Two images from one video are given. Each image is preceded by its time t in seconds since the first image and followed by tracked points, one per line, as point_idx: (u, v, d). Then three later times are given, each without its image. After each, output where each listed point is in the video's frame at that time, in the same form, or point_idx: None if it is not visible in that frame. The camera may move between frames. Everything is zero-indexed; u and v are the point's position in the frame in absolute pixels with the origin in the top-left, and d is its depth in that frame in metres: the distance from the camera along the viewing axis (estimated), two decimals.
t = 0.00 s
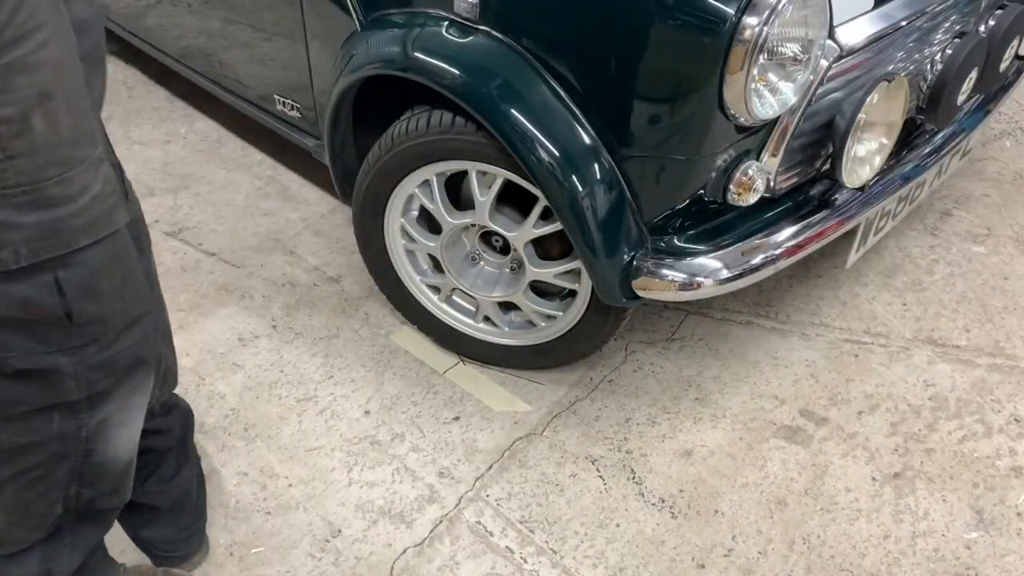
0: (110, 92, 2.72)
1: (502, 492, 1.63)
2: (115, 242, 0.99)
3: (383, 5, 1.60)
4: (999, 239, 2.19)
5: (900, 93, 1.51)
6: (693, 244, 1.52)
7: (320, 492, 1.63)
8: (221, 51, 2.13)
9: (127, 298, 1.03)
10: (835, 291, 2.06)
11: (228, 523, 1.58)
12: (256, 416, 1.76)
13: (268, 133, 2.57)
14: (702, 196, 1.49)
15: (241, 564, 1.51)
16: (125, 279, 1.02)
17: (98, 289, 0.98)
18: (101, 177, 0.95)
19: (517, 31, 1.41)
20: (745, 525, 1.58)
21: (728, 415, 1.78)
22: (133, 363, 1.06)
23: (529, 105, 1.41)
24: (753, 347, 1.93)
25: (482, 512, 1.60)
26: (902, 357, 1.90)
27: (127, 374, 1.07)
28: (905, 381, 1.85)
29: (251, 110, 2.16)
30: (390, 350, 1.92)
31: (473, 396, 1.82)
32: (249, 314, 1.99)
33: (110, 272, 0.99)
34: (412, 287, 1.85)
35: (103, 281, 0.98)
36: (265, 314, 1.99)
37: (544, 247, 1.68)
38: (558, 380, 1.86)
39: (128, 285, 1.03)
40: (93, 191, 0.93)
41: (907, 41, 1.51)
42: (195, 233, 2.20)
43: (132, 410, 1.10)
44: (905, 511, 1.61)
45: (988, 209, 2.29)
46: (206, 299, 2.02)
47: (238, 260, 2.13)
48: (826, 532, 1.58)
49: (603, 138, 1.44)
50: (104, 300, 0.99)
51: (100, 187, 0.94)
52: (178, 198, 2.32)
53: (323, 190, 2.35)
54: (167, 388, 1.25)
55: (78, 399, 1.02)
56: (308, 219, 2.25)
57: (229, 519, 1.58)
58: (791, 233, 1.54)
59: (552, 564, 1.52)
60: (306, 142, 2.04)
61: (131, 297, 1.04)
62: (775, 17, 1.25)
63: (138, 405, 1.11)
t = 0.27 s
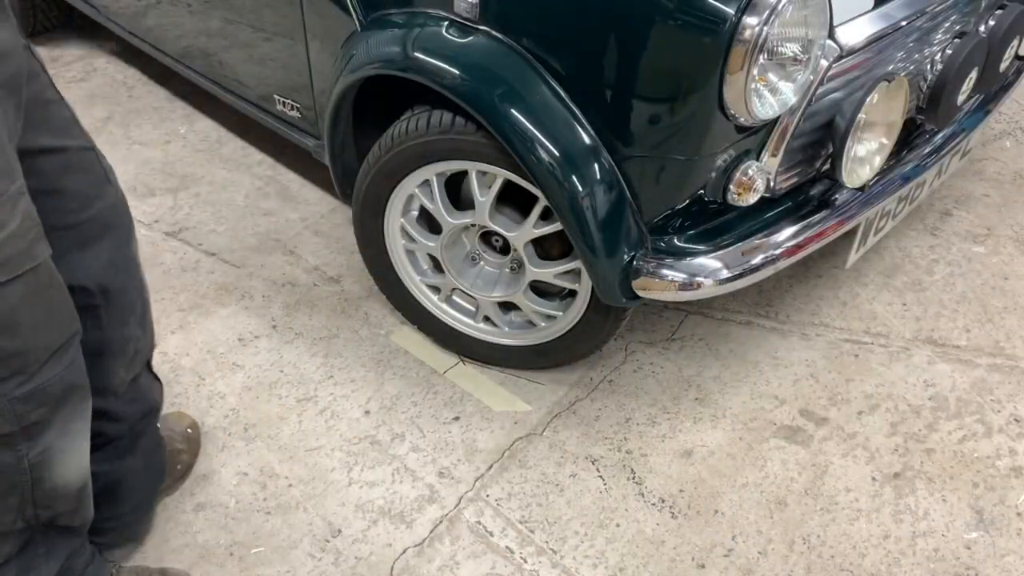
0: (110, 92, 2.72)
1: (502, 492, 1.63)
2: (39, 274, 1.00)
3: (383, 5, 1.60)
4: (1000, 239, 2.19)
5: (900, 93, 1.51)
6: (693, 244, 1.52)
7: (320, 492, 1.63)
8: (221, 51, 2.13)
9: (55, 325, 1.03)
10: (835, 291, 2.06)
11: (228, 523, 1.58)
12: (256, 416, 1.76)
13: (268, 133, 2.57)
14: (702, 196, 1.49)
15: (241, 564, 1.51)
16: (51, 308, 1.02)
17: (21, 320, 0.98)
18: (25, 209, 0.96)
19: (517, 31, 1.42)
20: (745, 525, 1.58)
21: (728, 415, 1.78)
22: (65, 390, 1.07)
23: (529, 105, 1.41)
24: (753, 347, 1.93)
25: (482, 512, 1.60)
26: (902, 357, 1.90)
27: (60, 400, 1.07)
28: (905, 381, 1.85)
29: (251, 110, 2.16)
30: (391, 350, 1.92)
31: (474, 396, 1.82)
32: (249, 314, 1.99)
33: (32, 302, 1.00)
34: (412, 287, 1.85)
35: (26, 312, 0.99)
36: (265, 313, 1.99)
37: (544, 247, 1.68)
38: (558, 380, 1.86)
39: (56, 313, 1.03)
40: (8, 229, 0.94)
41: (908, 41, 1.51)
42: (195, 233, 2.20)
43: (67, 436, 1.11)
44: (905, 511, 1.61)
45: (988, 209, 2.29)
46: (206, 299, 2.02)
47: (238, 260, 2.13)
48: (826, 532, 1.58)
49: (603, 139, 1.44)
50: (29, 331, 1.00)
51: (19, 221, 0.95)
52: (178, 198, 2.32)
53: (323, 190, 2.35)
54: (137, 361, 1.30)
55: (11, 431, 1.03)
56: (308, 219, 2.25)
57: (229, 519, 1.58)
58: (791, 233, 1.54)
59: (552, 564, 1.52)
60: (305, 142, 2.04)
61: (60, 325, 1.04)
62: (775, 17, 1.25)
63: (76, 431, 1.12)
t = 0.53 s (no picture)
0: (110, 92, 2.72)
1: (501, 492, 1.63)
2: (17, 282, 0.99)
3: (383, 5, 1.60)
4: (1000, 239, 2.19)
5: (900, 93, 1.51)
6: (693, 244, 1.52)
7: (320, 492, 1.63)
8: (221, 51, 2.13)
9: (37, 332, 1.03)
10: (835, 291, 2.06)
11: (228, 523, 1.58)
12: (256, 416, 1.76)
13: (268, 133, 2.57)
14: (702, 196, 1.49)
15: (240, 564, 1.51)
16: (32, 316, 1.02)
17: None
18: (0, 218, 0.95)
19: (517, 31, 1.41)
20: (745, 525, 1.58)
21: (728, 415, 1.78)
22: (53, 398, 1.06)
23: (529, 105, 1.41)
24: (753, 347, 1.93)
25: (482, 512, 1.60)
26: (902, 357, 1.90)
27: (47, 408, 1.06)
28: (905, 381, 1.85)
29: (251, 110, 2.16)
30: (391, 350, 1.92)
31: (474, 396, 1.82)
32: (249, 314, 1.99)
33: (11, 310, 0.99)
34: (412, 287, 1.85)
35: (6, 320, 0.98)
36: (265, 313, 1.99)
37: (544, 247, 1.68)
38: (558, 380, 1.86)
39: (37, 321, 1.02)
40: None
41: (908, 41, 1.51)
42: (195, 233, 2.20)
43: (60, 443, 1.11)
44: (905, 511, 1.61)
45: (988, 209, 2.29)
46: (206, 299, 2.02)
47: (237, 260, 2.13)
48: (826, 532, 1.58)
49: (603, 138, 1.44)
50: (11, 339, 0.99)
51: None
52: (178, 198, 2.32)
53: (323, 190, 2.35)
54: (102, 368, 1.26)
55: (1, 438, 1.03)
56: (308, 219, 2.25)
57: (229, 519, 1.58)
58: (791, 233, 1.54)
59: (552, 564, 1.52)
60: (305, 142, 2.04)
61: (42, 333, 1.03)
62: (775, 17, 1.25)
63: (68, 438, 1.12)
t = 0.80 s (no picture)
0: (110, 92, 2.72)
1: (501, 492, 1.63)
2: (4, 298, 0.98)
3: (383, 5, 1.60)
4: (1000, 239, 2.19)
5: (900, 93, 1.51)
6: (693, 244, 1.52)
7: (320, 492, 1.63)
8: (221, 51, 2.13)
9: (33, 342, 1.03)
10: (835, 291, 2.06)
11: (228, 522, 1.58)
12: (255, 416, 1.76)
13: (268, 133, 2.57)
14: (702, 196, 1.49)
15: (240, 564, 1.51)
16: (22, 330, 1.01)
17: None
18: None
19: (517, 31, 1.41)
20: (745, 525, 1.58)
21: (728, 415, 1.78)
22: (53, 419, 1.06)
23: (529, 105, 1.41)
24: (753, 347, 1.93)
25: (482, 512, 1.60)
26: (902, 357, 1.90)
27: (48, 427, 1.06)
28: (905, 381, 1.85)
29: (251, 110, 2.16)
30: (391, 350, 1.92)
31: (474, 396, 1.82)
32: (249, 314, 1.99)
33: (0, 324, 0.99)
34: (412, 287, 1.85)
35: None
36: (265, 313, 1.99)
37: (544, 247, 1.68)
38: (557, 380, 1.86)
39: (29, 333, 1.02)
40: None
41: (908, 41, 1.51)
42: (195, 233, 2.20)
43: (61, 462, 1.10)
44: (905, 511, 1.61)
45: (988, 209, 2.29)
46: (206, 299, 2.02)
47: (237, 260, 2.13)
48: (826, 532, 1.58)
49: (603, 139, 1.44)
50: (2, 359, 0.98)
51: None
52: (178, 198, 2.32)
53: (323, 190, 2.35)
54: (126, 360, 1.28)
55: (1, 461, 1.02)
56: (308, 219, 2.25)
57: (229, 519, 1.58)
58: (791, 233, 1.54)
59: (552, 565, 1.52)
60: (305, 142, 2.04)
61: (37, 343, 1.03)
62: (775, 17, 1.25)
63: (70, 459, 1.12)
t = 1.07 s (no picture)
0: (110, 91, 2.72)
1: (502, 492, 1.63)
2: None
3: (383, 5, 1.60)
4: (1000, 239, 2.19)
5: (900, 93, 1.51)
6: (693, 244, 1.52)
7: (320, 492, 1.63)
8: (221, 51, 2.13)
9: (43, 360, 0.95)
10: (835, 291, 2.06)
11: (228, 522, 1.58)
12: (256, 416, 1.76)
13: (268, 133, 2.57)
14: (702, 196, 1.49)
15: (240, 564, 1.51)
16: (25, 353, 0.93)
17: None
18: None
19: (517, 31, 1.42)
20: (745, 525, 1.58)
21: (728, 415, 1.78)
22: (62, 441, 1.00)
23: (529, 105, 1.41)
24: (753, 347, 1.93)
25: (482, 512, 1.60)
26: (902, 357, 1.90)
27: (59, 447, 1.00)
28: (905, 381, 1.85)
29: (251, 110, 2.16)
30: (391, 350, 1.92)
31: (473, 396, 1.82)
32: (249, 314, 1.99)
33: None
34: (412, 287, 1.85)
35: None
36: (265, 313, 1.99)
37: (544, 247, 1.68)
38: (557, 380, 1.86)
39: (39, 353, 0.94)
40: None
41: (908, 41, 1.51)
42: (194, 233, 2.20)
43: (71, 485, 1.05)
44: (905, 511, 1.61)
45: (988, 209, 2.29)
46: (206, 299, 2.02)
47: (237, 260, 2.13)
48: (826, 532, 1.58)
49: (603, 139, 1.44)
50: None
51: None
52: (178, 198, 2.32)
53: (323, 190, 2.35)
54: (137, 361, 1.23)
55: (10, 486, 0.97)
56: (308, 219, 2.25)
57: (229, 519, 1.58)
58: (791, 233, 1.54)
59: (552, 565, 1.52)
60: (305, 142, 2.04)
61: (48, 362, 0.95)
62: (775, 17, 1.25)
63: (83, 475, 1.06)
